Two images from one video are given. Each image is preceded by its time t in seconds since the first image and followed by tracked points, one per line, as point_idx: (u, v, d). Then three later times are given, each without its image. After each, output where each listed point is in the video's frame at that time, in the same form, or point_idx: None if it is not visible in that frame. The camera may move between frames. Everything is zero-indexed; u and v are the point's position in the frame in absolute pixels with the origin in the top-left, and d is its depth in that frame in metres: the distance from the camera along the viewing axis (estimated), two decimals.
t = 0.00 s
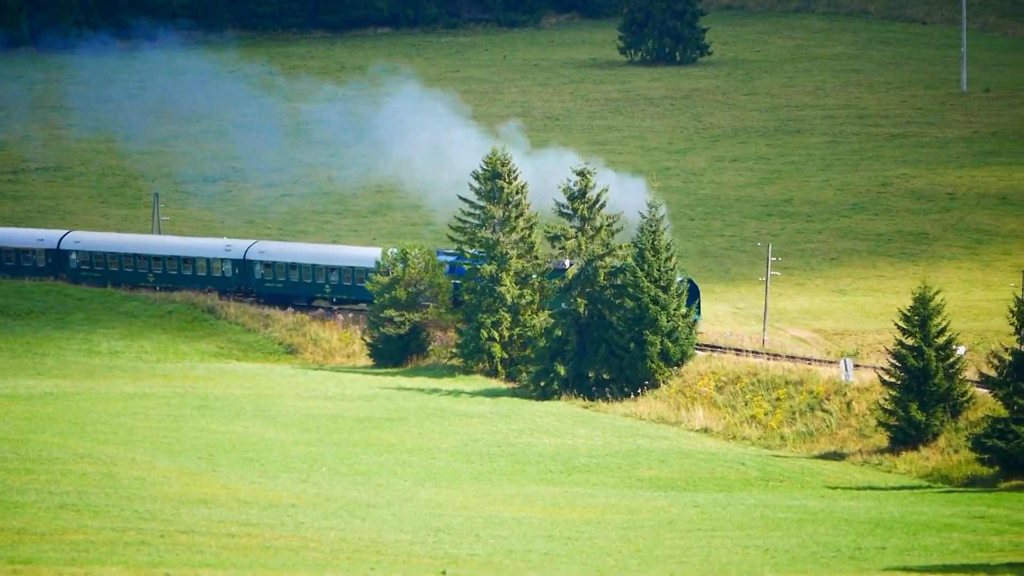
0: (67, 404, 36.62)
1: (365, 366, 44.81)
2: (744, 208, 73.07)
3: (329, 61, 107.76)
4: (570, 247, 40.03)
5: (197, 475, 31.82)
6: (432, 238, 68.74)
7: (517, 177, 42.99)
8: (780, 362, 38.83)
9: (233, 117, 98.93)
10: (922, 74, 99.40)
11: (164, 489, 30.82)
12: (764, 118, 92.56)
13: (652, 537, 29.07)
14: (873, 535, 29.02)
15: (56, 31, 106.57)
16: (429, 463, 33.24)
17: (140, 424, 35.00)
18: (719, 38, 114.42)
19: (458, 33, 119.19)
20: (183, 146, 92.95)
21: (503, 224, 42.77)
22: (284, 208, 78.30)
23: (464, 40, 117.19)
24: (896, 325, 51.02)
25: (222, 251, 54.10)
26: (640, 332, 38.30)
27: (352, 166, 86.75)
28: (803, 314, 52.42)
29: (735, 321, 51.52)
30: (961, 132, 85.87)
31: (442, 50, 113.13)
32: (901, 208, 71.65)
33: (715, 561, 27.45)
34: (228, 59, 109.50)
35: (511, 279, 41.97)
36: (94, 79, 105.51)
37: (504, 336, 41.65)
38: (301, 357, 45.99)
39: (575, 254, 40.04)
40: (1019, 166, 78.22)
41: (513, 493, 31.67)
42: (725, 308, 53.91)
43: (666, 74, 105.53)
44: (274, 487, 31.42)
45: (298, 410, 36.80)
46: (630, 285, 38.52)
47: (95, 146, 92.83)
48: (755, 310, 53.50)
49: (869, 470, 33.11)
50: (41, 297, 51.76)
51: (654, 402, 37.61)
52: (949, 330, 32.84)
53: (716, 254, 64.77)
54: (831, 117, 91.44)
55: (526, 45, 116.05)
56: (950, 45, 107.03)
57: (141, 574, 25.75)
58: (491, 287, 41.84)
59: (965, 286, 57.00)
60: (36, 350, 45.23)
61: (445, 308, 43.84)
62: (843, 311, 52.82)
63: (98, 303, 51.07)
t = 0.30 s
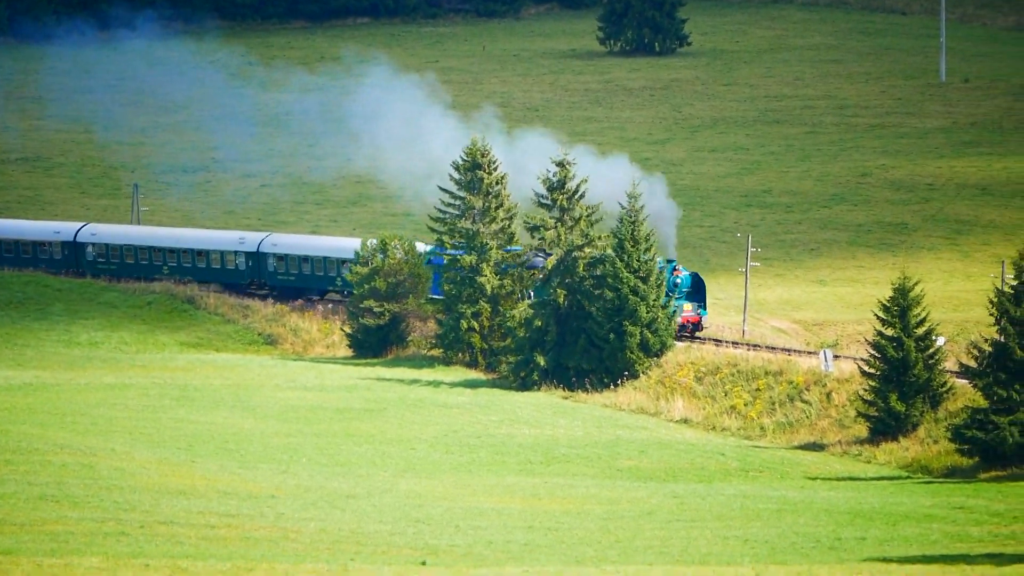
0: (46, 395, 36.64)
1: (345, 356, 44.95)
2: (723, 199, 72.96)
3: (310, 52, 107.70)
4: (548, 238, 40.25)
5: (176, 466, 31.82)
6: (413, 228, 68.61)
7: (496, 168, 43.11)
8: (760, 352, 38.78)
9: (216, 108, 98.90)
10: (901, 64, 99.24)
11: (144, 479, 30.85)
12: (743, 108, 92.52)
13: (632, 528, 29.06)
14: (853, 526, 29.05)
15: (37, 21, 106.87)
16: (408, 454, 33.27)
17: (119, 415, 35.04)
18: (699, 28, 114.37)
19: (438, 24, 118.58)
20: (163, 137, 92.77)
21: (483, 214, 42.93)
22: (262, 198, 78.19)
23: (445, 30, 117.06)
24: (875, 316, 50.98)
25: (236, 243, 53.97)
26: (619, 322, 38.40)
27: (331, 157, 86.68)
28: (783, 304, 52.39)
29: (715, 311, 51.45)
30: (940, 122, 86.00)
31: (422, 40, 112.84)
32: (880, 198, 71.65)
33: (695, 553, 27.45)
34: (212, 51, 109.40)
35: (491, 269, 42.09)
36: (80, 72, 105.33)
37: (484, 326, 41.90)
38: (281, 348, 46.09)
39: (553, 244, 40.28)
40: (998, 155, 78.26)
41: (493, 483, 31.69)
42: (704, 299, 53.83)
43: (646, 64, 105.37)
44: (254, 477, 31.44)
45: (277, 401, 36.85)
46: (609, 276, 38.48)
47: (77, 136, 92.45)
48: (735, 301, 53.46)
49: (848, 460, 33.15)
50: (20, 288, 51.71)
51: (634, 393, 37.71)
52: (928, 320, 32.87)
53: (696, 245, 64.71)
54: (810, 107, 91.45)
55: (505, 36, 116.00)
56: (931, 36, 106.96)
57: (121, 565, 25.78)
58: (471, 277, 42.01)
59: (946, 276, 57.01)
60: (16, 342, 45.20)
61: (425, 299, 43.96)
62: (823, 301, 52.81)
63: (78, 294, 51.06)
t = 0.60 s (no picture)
0: (34, 388, 36.64)
1: (333, 350, 44.92)
2: (711, 192, 72.90)
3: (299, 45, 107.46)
4: (537, 232, 40.30)
5: (164, 460, 31.82)
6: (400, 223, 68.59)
7: (485, 162, 43.26)
8: (748, 346, 38.64)
9: (207, 102, 98.83)
10: (889, 58, 98.98)
11: (132, 473, 30.84)
12: (731, 101, 92.48)
13: (621, 522, 29.10)
14: (841, 520, 29.04)
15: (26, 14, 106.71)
16: (396, 447, 33.27)
17: (107, 408, 35.04)
18: (687, 21, 114.26)
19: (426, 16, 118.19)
20: (151, 130, 92.78)
21: (471, 208, 42.99)
22: (249, 191, 78.20)
23: (435, 23, 116.67)
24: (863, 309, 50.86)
25: (257, 239, 53.55)
26: (608, 316, 38.45)
27: (318, 151, 86.68)
28: (771, 297, 52.33)
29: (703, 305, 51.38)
30: (928, 116, 86.03)
31: (411, 33, 112.27)
32: (869, 191, 71.68)
33: (683, 546, 27.47)
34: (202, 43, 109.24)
35: (480, 263, 41.97)
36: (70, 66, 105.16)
37: (472, 320, 41.95)
38: (269, 342, 46.03)
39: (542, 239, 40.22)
40: (986, 149, 78.26)
41: (481, 477, 31.69)
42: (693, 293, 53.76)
43: (634, 57, 105.00)
44: (242, 471, 31.46)
45: (265, 394, 36.86)
46: (597, 269, 38.48)
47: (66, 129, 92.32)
48: (723, 294, 53.44)
49: (837, 454, 33.16)
50: (6, 282, 51.67)
51: (623, 386, 37.74)
52: (916, 314, 32.91)
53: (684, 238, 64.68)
54: (798, 101, 91.43)
55: (494, 29, 115.63)
56: (919, 29, 106.72)
57: (109, 559, 25.77)
58: (460, 271, 41.94)
59: (934, 270, 56.98)
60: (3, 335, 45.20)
61: (413, 294, 44.03)
62: (811, 295, 52.79)
63: (66, 288, 51.05)
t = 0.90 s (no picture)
0: (22, 385, 36.59)
1: (322, 346, 44.88)
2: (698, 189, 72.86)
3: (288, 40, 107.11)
4: (526, 228, 40.39)
5: (153, 457, 31.79)
6: (389, 219, 68.57)
7: (474, 157, 43.27)
8: (736, 342, 38.52)
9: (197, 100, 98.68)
10: (878, 55, 98.91)
11: (121, 469, 30.82)
12: (720, 98, 92.54)
13: (609, 518, 29.11)
14: (830, 516, 29.04)
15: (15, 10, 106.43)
16: (386, 443, 33.28)
17: (96, 404, 35.01)
18: (676, 17, 114.12)
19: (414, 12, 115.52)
20: (140, 128, 92.71)
21: (461, 205, 43.03)
22: (237, 189, 78.19)
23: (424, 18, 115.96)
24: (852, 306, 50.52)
25: (279, 238, 53.09)
26: (596, 312, 38.58)
27: (306, 148, 86.69)
28: (759, 294, 52.28)
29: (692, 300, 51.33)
30: (916, 112, 86.05)
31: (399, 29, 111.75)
32: (857, 187, 71.78)
33: (672, 542, 27.49)
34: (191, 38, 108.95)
35: (469, 260, 42.12)
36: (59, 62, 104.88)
37: (461, 317, 41.98)
38: (258, 338, 45.90)
39: (531, 235, 40.37)
40: (974, 145, 78.24)
41: (470, 473, 31.71)
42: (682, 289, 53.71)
43: (623, 54, 104.56)
44: (231, 468, 31.45)
45: (254, 390, 36.84)
46: (586, 265, 38.48)
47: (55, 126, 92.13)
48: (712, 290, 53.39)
49: (826, 450, 33.20)
50: None
51: (612, 383, 37.75)
52: (906, 310, 32.91)
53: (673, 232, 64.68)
54: (788, 97, 91.45)
55: (483, 25, 115.09)
56: (907, 25, 106.56)
57: (98, 555, 25.76)
58: (449, 267, 42.04)
59: (922, 266, 56.94)
60: None
61: (402, 290, 44.14)
62: (800, 291, 52.75)
63: (54, 284, 51.00)
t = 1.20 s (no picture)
0: None
1: (298, 344, 44.99)
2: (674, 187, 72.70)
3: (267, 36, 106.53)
4: (503, 226, 40.41)
5: (129, 455, 31.76)
6: (365, 216, 68.52)
7: (450, 155, 43.54)
8: (713, 340, 38.59)
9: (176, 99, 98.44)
10: (855, 52, 98.72)
11: (96, 467, 30.77)
12: (696, 96, 92.21)
13: (585, 516, 29.11)
14: (806, 514, 29.06)
15: None
16: (362, 441, 33.27)
17: (71, 403, 34.95)
18: (652, 15, 113.65)
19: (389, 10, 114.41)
20: (119, 125, 92.36)
21: (437, 203, 43.15)
22: (214, 186, 77.98)
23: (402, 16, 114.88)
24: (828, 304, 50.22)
25: (289, 238, 51.48)
26: (573, 310, 38.68)
27: (283, 145, 86.57)
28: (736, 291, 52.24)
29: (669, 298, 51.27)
30: (893, 110, 86.01)
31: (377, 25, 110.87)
32: (833, 185, 71.81)
33: (648, 540, 27.49)
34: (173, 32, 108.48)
35: (445, 258, 42.32)
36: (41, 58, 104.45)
37: (438, 314, 42.10)
38: (235, 336, 45.97)
39: (507, 233, 40.43)
40: (951, 143, 78.26)
41: (446, 471, 31.69)
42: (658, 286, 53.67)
43: (600, 52, 103.76)
44: (207, 465, 31.42)
45: (230, 388, 36.80)
46: (563, 263, 39.00)
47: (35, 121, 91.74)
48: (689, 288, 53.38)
49: (802, 448, 33.19)
50: None
51: (588, 380, 37.84)
52: (881, 307, 33.08)
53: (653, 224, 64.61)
54: (763, 95, 91.31)
55: (460, 22, 114.17)
56: (882, 23, 106.17)
57: (73, 553, 25.75)
58: (425, 265, 42.22)
59: (899, 264, 56.93)
60: None
61: (378, 287, 44.31)
62: (777, 288, 52.74)
63: (31, 282, 50.90)
